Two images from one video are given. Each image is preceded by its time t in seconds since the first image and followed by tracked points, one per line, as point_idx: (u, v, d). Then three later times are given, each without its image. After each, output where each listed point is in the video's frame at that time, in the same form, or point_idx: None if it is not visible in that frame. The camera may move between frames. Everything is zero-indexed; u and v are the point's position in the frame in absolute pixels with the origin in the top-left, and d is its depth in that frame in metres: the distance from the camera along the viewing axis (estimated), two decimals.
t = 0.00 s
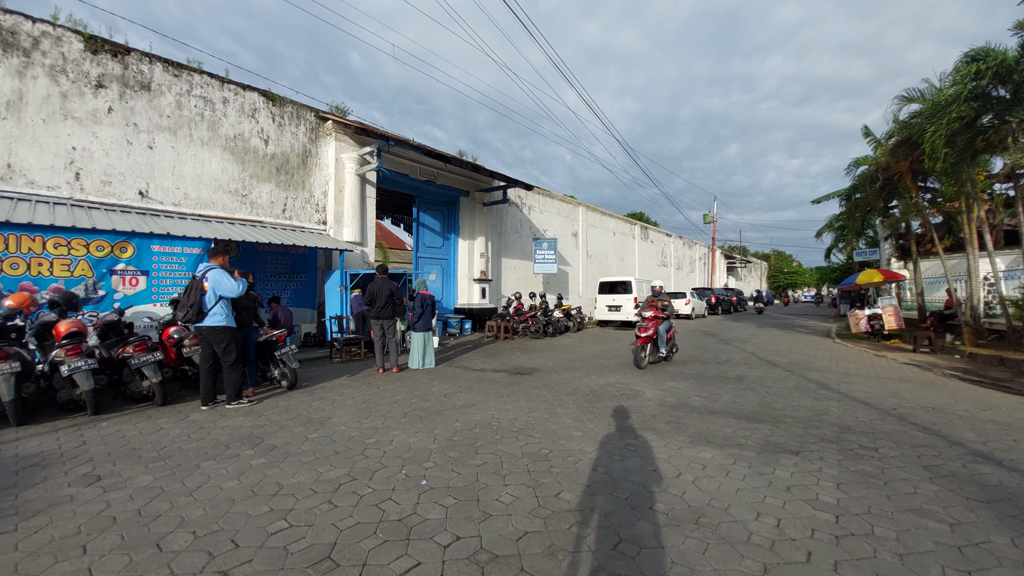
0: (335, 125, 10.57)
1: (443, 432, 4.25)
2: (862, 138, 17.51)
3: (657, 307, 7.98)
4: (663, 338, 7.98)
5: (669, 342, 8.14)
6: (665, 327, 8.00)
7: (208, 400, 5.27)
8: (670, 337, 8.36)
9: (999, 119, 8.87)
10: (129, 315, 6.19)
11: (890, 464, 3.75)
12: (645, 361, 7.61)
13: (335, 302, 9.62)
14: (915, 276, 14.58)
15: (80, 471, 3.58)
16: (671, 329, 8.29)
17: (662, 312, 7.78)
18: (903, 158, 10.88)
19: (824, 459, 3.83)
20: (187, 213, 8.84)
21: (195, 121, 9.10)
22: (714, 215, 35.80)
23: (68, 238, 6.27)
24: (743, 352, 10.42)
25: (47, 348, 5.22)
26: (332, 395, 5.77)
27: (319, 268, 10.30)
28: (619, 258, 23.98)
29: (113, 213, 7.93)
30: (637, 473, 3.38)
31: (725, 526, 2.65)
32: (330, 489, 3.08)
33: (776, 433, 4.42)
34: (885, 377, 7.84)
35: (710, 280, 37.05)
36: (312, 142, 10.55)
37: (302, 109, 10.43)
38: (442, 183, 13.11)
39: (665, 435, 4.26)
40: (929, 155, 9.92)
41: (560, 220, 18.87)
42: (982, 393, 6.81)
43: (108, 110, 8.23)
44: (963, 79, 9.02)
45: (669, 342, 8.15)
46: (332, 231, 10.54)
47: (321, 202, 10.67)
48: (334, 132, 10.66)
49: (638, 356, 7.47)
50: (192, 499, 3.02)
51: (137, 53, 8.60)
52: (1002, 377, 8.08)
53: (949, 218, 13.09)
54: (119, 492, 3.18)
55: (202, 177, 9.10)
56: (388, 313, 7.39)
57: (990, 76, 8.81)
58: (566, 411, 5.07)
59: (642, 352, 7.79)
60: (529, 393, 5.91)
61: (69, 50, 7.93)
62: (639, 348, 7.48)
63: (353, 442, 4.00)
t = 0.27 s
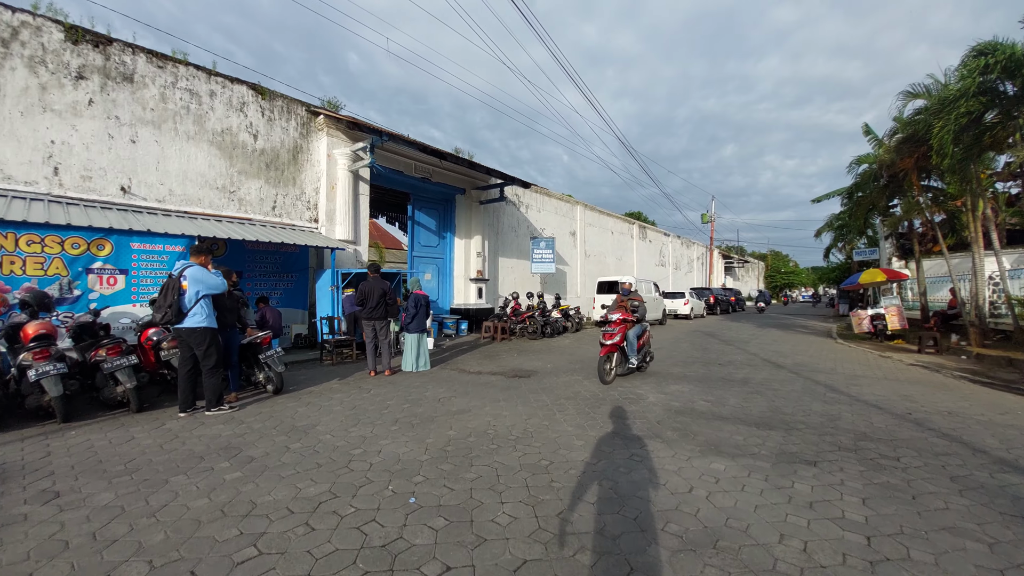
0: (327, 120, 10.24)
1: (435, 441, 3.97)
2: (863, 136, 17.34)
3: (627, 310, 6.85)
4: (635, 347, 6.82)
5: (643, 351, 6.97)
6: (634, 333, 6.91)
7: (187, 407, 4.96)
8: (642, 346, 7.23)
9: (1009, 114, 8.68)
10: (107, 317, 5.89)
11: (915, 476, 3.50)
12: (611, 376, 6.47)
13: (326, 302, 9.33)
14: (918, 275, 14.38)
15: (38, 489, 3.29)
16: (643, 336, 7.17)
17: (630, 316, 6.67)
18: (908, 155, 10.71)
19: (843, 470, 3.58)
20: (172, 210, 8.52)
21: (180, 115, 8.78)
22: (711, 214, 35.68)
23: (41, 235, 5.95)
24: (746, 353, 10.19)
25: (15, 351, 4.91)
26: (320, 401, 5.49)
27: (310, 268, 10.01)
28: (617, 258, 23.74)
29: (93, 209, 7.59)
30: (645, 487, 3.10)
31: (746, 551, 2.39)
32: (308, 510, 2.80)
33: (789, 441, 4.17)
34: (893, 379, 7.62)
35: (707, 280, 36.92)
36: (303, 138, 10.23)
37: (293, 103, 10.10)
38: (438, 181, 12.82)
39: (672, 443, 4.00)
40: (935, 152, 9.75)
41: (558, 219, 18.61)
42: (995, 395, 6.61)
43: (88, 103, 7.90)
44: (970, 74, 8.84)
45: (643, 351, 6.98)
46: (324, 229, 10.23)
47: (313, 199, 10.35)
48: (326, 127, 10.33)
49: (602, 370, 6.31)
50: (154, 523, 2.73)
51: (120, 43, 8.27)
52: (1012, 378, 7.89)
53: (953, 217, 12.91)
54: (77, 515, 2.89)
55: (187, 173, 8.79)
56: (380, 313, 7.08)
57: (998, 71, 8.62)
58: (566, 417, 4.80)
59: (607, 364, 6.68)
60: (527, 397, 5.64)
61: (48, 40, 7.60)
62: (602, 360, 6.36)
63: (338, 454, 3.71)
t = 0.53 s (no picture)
0: (319, 114, 9.92)
1: (426, 454, 3.68)
2: (865, 134, 17.11)
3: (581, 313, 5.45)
4: (594, 362, 5.49)
5: (606, 365, 5.67)
6: (593, 343, 5.47)
7: (162, 415, 4.68)
8: (608, 356, 5.80)
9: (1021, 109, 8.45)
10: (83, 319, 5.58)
11: (945, 493, 3.25)
12: (562, 400, 5.20)
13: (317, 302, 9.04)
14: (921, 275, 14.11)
15: None
16: (609, 344, 5.76)
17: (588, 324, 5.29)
18: (915, 151, 10.49)
19: (866, 487, 3.31)
20: (155, 207, 8.20)
21: (164, 108, 8.46)
22: (710, 213, 35.46)
23: (11, 233, 5.62)
24: (749, 354, 9.94)
25: None
26: (306, 408, 5.19)
27: (301, 267, 9.71)
28: (617, 257, 23.47)
29: (71, 205, 7.26)
30: (654, 506, 2.85)
31: None
32: (281, 535, 2.53)
33: (805, 453, 3.89)
34: (904, 382, 7.36)
35: (706, 279, 36.72)
36: (294, 132, 9.91)
37: (283, 96, 9.78)
38: (434, 178, 12.51)
39: (681, 455, 3.72)
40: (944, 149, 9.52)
41: (557, 217, 18.31)
42: (1010, 399, 6.38)
43: (68, 95, 7.56)
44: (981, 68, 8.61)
45: (605, 365, 5.67)
46: (315, 226, 9.90)
47: (304, 196, 10.02)
48: (317, 121, 10.01)
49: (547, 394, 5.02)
50: (109, 553, 2.45)
51: (102, 33, 7.93)
52: None
53: (958, 215, 12.69)
54: (25, 542, 2.60)
55: (172, 168, 8.47)
56: (371, 314, 6.76)
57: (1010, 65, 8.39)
58: (567, 425, 4.51)
59: (560, 384, 5.30)
60: (525, 403, 5.34)
61: (26, 29, 7.26)
62: (547, 382, 5.05)
63: (321, 468, 3.43)
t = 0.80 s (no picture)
0: (312, 110, 9.62)
1: (418, 471, 3.39)
2: (869, 133, 16.87)
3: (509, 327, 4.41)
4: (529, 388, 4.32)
5: (549, 391, 4.55)
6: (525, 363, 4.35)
7: (139, 426, 4.41)
8: (550, 381, 4.64)
9: None
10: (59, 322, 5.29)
11: (985, 515, 2.99)
12: (482, 441, 3.93)
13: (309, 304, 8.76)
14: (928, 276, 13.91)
15: None
16: (550, 365, 4.64)
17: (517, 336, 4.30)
18: (925, 150, 10.27)
19: (897, 509, 3.05)
20: (141, 205, 7.90)
21: (152, 104, 8.17)
22: (711, 214, 35.23)
23: None
24: (756, 358, 9.69)
25: None
26: (292, 417, 4.90)
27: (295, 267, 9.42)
28: (617, 257, 23.20)
29: (52, 203, 6.96)
30: (671, 533, 2.57)
31: None
32: (254, 570, 2.25)
33: (826, 471, 3.62)
34: (918, 388, 7.10)
35: (707, 280, 36.49)
36: (286, 129, 9.62)
37: (276, 92, 9.49)
38: (431, 176, 12.23)
39: (694, 472, 3.45)
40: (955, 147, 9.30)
41: (557, 218, 18.03)
42: None
43: (50, 89, 7.27)
44: (995, 64, 8.39)
45: (545, 391, 4.52)
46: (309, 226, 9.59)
47: (297, 194, 9.73)
48: (311, 118, 9.72)
49: (458, 434, 3.75)
50: None
51: (86, 26, 7.63)
52: None
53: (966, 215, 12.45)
54: None
55: (159, 165, 8.18)
56: (365, 316, 6.43)
57: None
58: (570, 436, 4.22)
59: (479, 420, 3.98)
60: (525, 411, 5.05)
61: (7, 21, 6.98)
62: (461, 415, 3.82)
63: (304, 487, 3.15)
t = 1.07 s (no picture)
0: (307, 103, 9.32)
1: (414, 484, 3.11)
2: (874, 130, 16.62)
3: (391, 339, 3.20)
4: (413, 423, 3.05)
5: (452, 425, 3.29)
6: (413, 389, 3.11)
7: (115, 431, 4.13)
8: (458, 412, 3.38)
9: None
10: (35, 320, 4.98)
11: None
12: (323, 511, 2.65)
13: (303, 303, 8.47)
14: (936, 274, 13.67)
15: None
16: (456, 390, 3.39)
17: (391, 350, 3.00)
18: (938, 144, 10.04)
19: (941, 527, 2.79)
20: (127, 199, 7.60)
21: (140, 94, 7.87)
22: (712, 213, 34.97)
23: None
24: (763, 358, 9.43)
25: None
26: (282, 422, 4.61)
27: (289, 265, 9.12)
28: (618, 256, 22.93)
29: (33, 197, 6.66)
30: (699, 558, 2.30)
31: None
32: None
33: (857, 482, 3.35)
34: (935, 389, 6.84)
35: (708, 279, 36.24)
36: (280, 122, 9.32)
37: (269, 83, 9.18)
38: (430, 172, 11.94)
39: (716, 484, 3.17)
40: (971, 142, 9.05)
41: (557, 215, 17.75)
42: None
43: (33, 78, 6.96)
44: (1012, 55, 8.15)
45: (445, 426, 3.25)
46: (304, 222, 9.29)
47: (292, 189, 9.42)
48: (305, 110, 9.41)
49: (279, 504, 2.49)
50: None
51: (71, 13, 7.33)
52: None
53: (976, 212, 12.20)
54: None
55: (147, 158, 7.88)
56: (361, 315, 6.15)
57: None
58: (578, 443, 3.94)
59: (325, 473, 2.75)
60: (528, 416, 4.76)
61: None
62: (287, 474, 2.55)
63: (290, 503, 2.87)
